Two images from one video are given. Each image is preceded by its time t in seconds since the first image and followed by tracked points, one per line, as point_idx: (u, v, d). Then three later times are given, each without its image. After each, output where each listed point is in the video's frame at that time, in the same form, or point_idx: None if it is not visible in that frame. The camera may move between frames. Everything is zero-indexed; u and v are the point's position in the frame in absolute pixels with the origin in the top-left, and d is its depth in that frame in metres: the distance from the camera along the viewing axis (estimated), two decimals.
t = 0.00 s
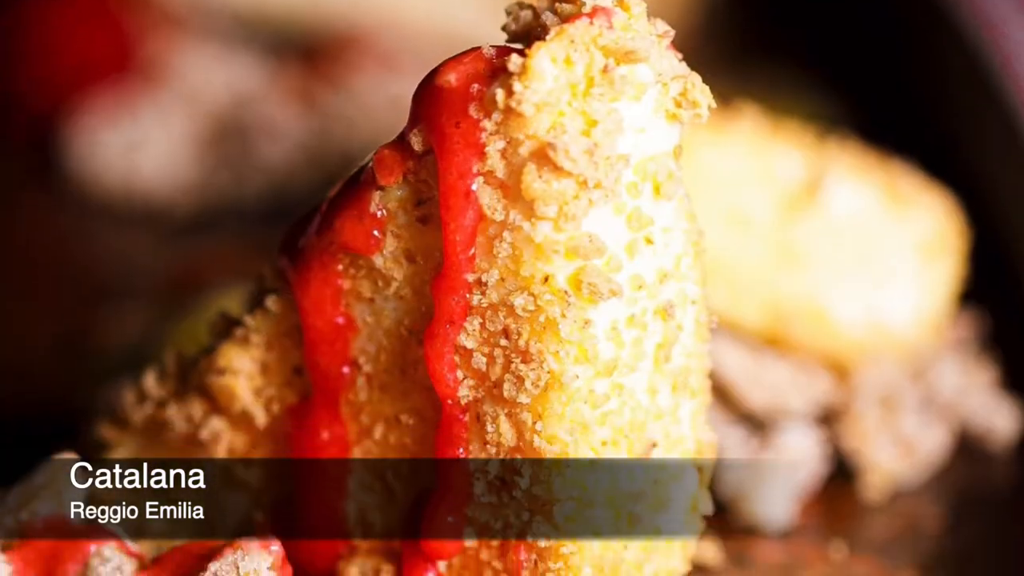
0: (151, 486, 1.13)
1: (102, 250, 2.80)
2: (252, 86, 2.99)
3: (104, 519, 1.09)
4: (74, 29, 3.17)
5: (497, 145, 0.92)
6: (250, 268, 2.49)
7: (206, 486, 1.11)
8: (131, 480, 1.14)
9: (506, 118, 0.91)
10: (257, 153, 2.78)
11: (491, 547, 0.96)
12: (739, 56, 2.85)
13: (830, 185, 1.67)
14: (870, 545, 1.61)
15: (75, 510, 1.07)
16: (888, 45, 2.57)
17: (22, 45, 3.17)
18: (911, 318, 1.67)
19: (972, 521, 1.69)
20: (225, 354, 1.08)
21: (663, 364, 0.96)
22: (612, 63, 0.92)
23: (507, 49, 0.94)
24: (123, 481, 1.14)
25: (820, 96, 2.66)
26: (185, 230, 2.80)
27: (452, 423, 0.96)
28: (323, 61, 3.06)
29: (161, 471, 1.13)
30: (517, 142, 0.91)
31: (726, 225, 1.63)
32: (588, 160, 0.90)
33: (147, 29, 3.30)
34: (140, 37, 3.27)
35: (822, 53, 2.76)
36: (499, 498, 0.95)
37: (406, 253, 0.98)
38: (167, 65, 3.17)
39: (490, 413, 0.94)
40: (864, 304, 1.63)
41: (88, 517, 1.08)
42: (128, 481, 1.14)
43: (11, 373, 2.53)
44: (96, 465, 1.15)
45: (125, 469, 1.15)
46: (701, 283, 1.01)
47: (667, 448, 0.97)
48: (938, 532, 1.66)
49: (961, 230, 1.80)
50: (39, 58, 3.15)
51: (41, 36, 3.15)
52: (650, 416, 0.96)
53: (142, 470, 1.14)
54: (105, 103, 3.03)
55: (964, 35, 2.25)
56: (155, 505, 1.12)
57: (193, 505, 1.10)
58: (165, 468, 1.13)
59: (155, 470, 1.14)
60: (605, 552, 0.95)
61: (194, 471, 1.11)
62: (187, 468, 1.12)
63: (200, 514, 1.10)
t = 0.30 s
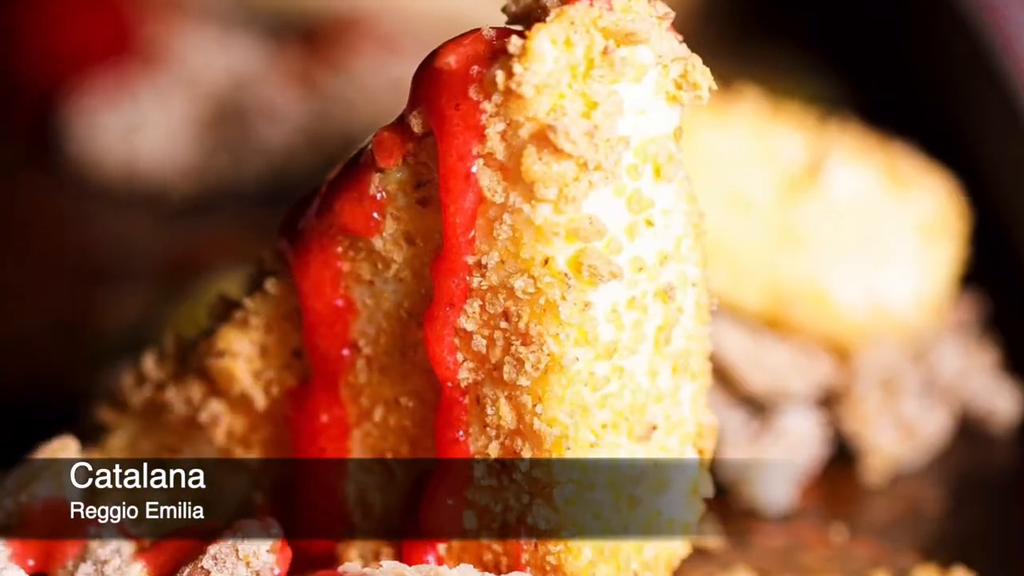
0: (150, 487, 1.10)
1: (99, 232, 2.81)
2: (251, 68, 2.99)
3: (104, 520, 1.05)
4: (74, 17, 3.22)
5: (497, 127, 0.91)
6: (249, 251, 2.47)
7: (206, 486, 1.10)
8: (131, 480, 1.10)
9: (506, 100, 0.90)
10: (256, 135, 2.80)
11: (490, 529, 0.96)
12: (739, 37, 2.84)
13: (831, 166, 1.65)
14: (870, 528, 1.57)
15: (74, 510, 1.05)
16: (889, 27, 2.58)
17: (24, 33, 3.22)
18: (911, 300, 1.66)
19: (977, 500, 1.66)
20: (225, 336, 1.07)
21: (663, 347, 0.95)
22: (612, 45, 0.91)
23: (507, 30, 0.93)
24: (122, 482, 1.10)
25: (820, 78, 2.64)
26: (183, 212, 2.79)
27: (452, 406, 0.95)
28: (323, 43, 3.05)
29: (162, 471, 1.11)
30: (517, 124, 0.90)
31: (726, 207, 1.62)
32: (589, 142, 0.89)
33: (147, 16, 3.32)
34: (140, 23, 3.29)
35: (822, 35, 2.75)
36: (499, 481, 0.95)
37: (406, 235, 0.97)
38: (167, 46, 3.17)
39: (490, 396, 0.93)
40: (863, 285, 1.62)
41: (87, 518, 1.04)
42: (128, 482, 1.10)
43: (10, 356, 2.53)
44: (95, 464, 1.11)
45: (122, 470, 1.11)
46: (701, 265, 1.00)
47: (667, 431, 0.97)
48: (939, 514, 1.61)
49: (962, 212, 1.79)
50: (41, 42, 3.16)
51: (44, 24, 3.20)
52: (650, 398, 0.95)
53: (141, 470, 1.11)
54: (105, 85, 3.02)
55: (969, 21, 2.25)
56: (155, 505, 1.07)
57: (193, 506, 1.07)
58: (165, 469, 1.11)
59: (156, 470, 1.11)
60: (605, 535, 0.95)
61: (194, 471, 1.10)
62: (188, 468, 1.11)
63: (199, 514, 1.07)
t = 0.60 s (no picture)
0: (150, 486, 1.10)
1: (98, 213, 2.81)
2: (251, 48, 2.95)
3: (103, 520, 1.01)
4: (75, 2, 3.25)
5: (497, 107, 0.90)
6: (248, 232, 2.45)
7: (206, 486, 1.10)
8: (132, 480, 1.10)
9: (506, 81, 0.90)
10: (255, 114, 2.78)
11: (490, 511, 0.96)
12: (741, 16, 2.83)
13: (832, 147, 1.66)
14: (872, 509, 1.52)
15: (74, 510, 1.02)
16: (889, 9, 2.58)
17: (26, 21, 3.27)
18: (912, 281, 1.65)
19: (976, 482, 1.63)
20: (224, 317, 1.07)
21: (663, 328, 0.95)
22: (612, 25, 0.91)
23: (507, 10, 0.93)
24: (123, 481, 1.09)
25: (821, 58, 2.62)
26: (182, 192, 2.79)
27: (452, 387, 0.94)
28: (323, 23, 3.03)
29: (161, 471, 1.11)
30: (517, 104, 0.90)
31: (726, 187, 1.61)
32: (589, 123, 0.88)
33: None
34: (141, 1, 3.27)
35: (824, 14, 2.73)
36: (499, 462, 0.94)
37: (406, 216, 0.96)
38: (165, 26, 3.14)
39: (490, 377, 0.93)
40: (864, 266, 1.61)
41: (87, 517, 1.01)
42: (128, 481, 1.09)
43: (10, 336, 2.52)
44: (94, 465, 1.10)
45: (123, 470, 1.11)
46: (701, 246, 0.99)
47: (667, 413, 0.97)
48: (940, 495, 1.57)
49: (963, 192, 1.78)
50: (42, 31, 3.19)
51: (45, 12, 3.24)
52: (650, 379, 0.95)
53: (141, 470, 1.11)
54: (104, 64, 3.04)
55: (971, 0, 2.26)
56: (155, 506, 1.04)
57: (193, 507, 1.03)
58: (165, 468, 1.11)
59: (155, 470, 1.11)
60: (606, 517, 0.94)
61: (194, 471, 1.10)
62: (187, 469, 1.11)
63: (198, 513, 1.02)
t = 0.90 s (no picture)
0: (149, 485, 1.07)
1: (98, 193, 2.82)
2: (250, 29, 2.93)
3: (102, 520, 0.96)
4: None
5: (497, 87, 0.89)
6: (248, 212, 2.43)
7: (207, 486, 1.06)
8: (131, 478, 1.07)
9: (506, 60, 0.89)
10: (255, 94, 2.76)
11: (490, 491, 0.95)
12: None
13: (833, 127, 1.64)
14: (873, 490, 1.51)
15: (74, 510, 0.99)
16: None
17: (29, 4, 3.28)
18: (913, 261, 1.65)
19: (976, 465, 1.61)
20: (223, 297, 1.06)
21: (664, 308, 0.94)
22: (612, 5, 0.90)
23: None
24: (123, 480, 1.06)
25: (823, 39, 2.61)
26: (182, 172, 2.79)
27: (452, 367, 0.94)
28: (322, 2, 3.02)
29: (162, 471, 1.08)
30: (517, 84, 0.89)
31: (727, 168, 1.60)
32: (589, 103, 0.88)
33: None
34: None
35: None
36: (499, 443, 0.94)
37: (406, 196, 0.95)
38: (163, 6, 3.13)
39: (490, 357, 0.92)
40: (864, 247, 1.61)
41: (86, 518, 0.97)
42: (128, 481, 1.06)
43: (10, 318, 2.53)
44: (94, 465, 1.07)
45: (122, 470, 1.08)
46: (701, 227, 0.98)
47: (668, 393, 0.96)
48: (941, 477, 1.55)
49: (964, 172, 1.77)
50: (44, 16, 3.23)
51: None
52: (651, 359, 0.94)
53: (140, 468, 1.08)
54: (104, 44, 3.03)
55: None
56: (156, 506, 1.00)
57: (193, 505, 0.98)
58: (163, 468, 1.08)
59: (156, 470, 1.08)
60: (606, 498, 0.93)
61: (195, 470, 1.07)
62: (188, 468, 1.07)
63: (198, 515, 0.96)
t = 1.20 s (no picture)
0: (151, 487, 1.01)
1: (96, 170, 2.83)
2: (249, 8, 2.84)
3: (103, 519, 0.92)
4: None
5: (497, 67, 0.89)
6: (248, 192, 2.43)
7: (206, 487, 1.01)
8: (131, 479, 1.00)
9: (506, 40, 0.88)
10: (254, 74, 2.74)
11: (491, 472, 0.95)
12: None
13: (833, 108, 1.64)
14: (874, 472, 1.50)
15: (73, 510, 0.93)
16: None
17: None
18: (913, 242, 1.64)
19: (976, 445, 1.60)
20: (222, 279, 1.06)
21: (664, 289, 0.94)
22: None
23: None
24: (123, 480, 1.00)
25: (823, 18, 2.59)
26: (181, 151, 2.80)
27: (451, 348, 0.93)
28: None
29: (161, 473, 1.03)
30: (517, 64, 0.88)
31: (727, 147, 1.59)
32: (589, 83, 0.87)
33: None
34: None
35: None
36: (499, 424, 0.93)
37: (406, 176, 0.95)
38: None
39: (490, 338, 0.91)
40: (867, 228, 1.60)
41: (86, 518, 0.92)
42: (128, 481, 1.00)
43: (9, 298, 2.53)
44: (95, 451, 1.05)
45: (121, 469, 1.02)
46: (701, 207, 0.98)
47: (668, 373, 0.95)
48: (942, 456, 1.55)
49: (965, 152, 1.76)
50: None
51: None
52: (651, 340, 0.93)
53: (139, 470, 1.02)
54: (101, 23, 3.02)
55: None
56: (156, 505, 0.96)
57: (195, 503, 0.89)
58: (165, 469, 1.03)
59: (155, 472, 1.03)
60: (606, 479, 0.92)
61: (194, 472, 1.02)
62: (187, 469, 1.03)
63: (199, 514, 0.88)
